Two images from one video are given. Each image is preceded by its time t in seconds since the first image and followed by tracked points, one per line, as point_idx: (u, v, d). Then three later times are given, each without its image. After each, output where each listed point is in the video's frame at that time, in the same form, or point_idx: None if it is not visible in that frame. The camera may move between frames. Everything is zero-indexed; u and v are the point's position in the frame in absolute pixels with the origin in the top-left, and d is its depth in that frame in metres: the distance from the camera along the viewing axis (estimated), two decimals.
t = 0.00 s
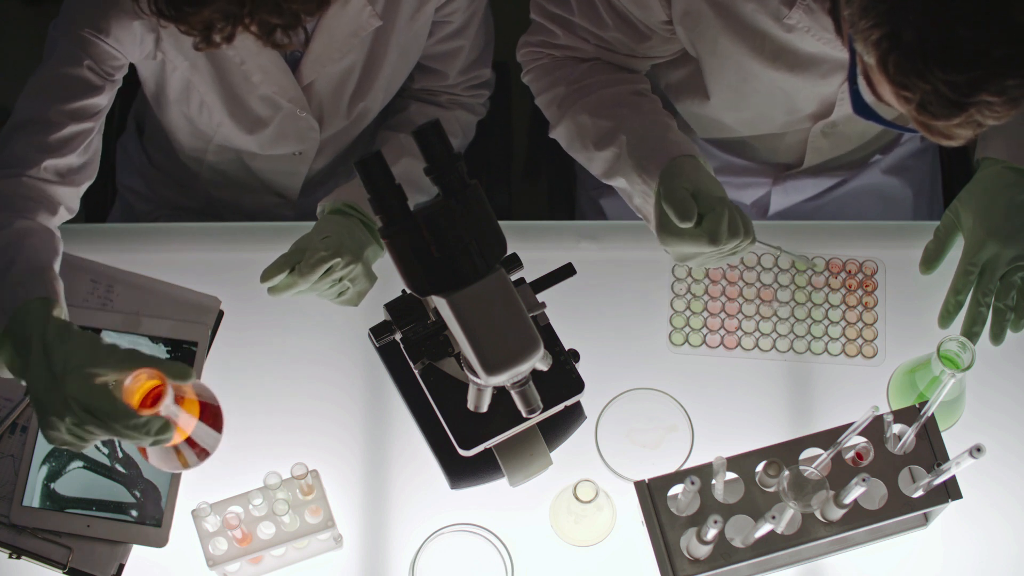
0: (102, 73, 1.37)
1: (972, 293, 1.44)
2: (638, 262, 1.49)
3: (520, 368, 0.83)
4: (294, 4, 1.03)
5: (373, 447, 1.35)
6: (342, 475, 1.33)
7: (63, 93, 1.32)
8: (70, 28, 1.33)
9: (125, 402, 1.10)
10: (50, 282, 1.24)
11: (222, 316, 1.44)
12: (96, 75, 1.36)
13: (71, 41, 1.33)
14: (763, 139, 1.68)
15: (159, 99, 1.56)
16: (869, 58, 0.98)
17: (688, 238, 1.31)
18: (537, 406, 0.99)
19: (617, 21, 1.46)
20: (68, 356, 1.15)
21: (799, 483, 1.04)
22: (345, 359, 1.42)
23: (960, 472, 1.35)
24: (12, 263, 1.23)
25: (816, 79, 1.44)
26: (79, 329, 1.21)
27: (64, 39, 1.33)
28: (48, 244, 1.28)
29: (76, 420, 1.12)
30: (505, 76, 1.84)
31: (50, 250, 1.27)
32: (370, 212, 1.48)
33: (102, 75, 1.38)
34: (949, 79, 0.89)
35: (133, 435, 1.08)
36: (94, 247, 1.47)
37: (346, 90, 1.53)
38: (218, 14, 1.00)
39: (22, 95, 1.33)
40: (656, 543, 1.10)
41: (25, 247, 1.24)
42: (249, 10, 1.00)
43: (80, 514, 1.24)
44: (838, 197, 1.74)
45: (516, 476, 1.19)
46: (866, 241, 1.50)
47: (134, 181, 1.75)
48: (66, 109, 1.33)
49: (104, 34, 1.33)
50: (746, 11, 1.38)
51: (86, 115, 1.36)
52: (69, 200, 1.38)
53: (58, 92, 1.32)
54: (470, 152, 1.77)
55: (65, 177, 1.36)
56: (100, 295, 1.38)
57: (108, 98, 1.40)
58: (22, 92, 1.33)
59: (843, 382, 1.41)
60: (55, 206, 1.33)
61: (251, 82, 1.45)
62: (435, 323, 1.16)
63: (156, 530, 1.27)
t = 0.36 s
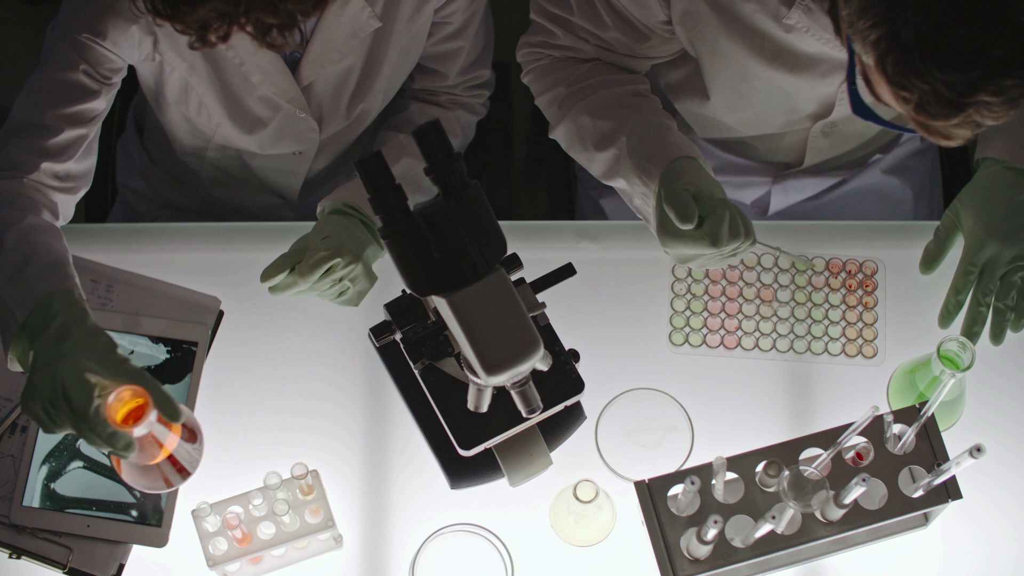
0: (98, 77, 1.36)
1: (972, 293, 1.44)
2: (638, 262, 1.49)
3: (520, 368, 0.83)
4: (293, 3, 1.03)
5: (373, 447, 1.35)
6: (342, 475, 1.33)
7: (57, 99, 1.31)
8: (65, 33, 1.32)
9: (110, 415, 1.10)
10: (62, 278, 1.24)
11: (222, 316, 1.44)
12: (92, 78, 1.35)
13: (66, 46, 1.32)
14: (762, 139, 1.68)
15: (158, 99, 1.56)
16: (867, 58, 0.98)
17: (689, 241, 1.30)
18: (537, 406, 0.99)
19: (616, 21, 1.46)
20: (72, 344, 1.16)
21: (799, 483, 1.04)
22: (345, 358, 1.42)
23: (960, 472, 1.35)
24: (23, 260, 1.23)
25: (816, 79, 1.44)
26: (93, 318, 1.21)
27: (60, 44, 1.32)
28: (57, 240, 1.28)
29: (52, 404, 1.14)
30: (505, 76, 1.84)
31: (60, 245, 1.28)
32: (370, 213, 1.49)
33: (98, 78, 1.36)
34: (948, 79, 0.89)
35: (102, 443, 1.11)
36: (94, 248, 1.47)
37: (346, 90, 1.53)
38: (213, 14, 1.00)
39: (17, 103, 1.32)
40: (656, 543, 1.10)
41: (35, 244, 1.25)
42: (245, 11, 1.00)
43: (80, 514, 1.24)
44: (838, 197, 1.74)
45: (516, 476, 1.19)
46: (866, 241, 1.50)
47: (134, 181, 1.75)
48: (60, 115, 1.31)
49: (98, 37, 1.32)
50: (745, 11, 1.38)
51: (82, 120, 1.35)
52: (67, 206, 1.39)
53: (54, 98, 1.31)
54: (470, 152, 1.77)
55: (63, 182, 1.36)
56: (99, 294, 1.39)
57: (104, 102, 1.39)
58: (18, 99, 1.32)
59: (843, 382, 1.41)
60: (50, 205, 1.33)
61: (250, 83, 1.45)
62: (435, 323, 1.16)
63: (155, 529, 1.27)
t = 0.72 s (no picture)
0: (97, 80, 1.36)
1: (972, 293, 1.44)
2: (638, 262, 1.49)
3: (520, 368, 0.83)
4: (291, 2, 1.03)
5: (373, 446, 1.35)
6: (342, 475, 1.33)
7: (54, 102, 1.31)
8: (65, 36, 1.32)
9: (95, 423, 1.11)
10: (61, 284, 1.23)
11: (222, 316, 1.44)
12: (91, 81, 1.35)
13: (65, 49, 1.32)
14: (762, 139, 1.68)
15: (157, 100, 1.56)
16: (865, 57, 0.98)
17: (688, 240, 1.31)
18: (537, 406, 0.99)
19: (616, 20, 1.46)
20: (65, 350, 1.16)
21: (799, 483, 1.04)
22: (345, 358, 1.42)
23: (960, 473, 1.35)
24: (21, 266, 1.23)
25: (815, 79, 1.44)
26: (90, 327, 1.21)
27: (59, 47, 1.32)
28: (56, 244, 1.28)
29: (39, 407, 1.13)
30: (505, 76, 1.84)
31: (58, 250, 1.28)
32: (370, 212, 1.49)
33: (97, 82, 1.36)
34: (945, 77, 0.89)
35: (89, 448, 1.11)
36: (94, 248, 1.47)
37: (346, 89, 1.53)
38: (211, 15, 1.00)
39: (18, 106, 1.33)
40: (656, 543, 1.10)
41: (36, 248, 1.25)
42: (243, 11, 1.00)
43: (80, 514, 1.24)
44: (838, 197, 1.73)
45: (516, 476, 1.19)
46: (866, 241, 1.50)
47: (134, 182, 1.75)
48: (58, 118, 1.31)
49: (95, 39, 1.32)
50: (745, 10, 1.38)
51: (81, 123, 1.35)
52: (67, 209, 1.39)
53: (52, 101, 1.31)
54: (470, 152, 1.77)
55: (61, 185, 1.36)
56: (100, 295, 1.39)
57: (104, 106, 1.39)
58: (18, 101, 1.33)
59: (843, 382, 1.40)
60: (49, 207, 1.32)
61: (250, 84, 1.45)
62: (435, 323, 1.16)
63: (156, 529, 1.27)
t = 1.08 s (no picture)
0: (92, 85, 1.36)
1: (973, 293, 1.44)
2: (638, 262, 1.49)
3: (520, 368, 0.83)
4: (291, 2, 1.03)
5: (373, 446, 1.35)
6: (342, 475, 1.33)
7: (50, 106, 1.31)
8: (61, 40, 1.32)
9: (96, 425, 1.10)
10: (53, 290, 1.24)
11: (222, 316, 1.44)
12: (87, 86, 1.36)
13: (61, 53, 1.32)
14: (762, 139, 1.68)
15: (157, 102, 1.56)
16: (864, 54, 0.98)
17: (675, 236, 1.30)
18: (537, 406, 0.99)
19: (616, 20, 1.46)
20: (55, 350, 1.16)
21: (799, 483, 1.04)
22: (345, 358, 1.42)
23: (960, 473, 1.35)
24: (12, 265, 1.23)
25: (814, 78, 1.44)
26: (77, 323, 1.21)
27: (56, 51, 1.33)
28: (50, 243, 1.29)
29: (37, 409, 1.13)
30: (504, 76, 1.84)
31: (52, 248, 1.28)
32: (370, 212, 1.49)
33: (92, 86, 1.36)
34: (944, 73, 0.89)
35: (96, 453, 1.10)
36: (94, 249, 1.47)
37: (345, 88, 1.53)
38: (221, 17, 1.00)
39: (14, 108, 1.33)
40: (656, 543, 1.10)
41: (30, 248, 1.25)
42: (253, 11, 1.00)
43: (80, 514, 1.24)
44: (838, 197, 1.73)
45: (516, 476, 1.19)
46: (867, 241, 1.50)
47: (134, 182, 1.75)
48: (54, 122, 1.31)
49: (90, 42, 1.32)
50: (744, 9, 1.38)
51: (77, 128, 1.35)
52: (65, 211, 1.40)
53: (49, 105, 1.31)
54: (470, 152, 1.77)
55: (57, 188, 1.37)
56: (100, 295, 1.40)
57: (100, 110, 1.39)
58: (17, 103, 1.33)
59: (843, 382, 1.40)
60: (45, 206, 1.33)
61: (249, 85, 1.45)
62: (435, 323, 1.16)
63: (155, 529, 1.26)
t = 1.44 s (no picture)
0: (95, 95, 1.37)
1: (973, 293, 1.44)
2: (638, 262, 1.49)
3: (520, 368, 0.83)
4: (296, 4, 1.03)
5: (373, 446, 1.35)
6: (342, 475, 1.33)
7: (52, 120, 1.32)
8: (61, 51, 1.33)
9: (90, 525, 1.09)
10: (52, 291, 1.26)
11: (222, 316, 1.45)
12: (90, 97, 1.36)
13: (60, 64, 1.33)
14: (763, 139, 1.68)
15: (157, 106, 1.56)
16: (866, 56, 0.98)
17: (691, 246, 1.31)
18: (537, 406, 0.99)
19: (622, 26, 1.46)
20: (60, 430, 1.15)
21: (799, 483, 1.04)
22: (345, 358, 1.42)
23: (960, 473, 1.34)
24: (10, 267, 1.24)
25: (816, 80, 1.44)
26: (80, 399, 1.20)
27: (55, 62, 1.33)
28: (55, 284, 1.27)
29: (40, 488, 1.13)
30: (504, 77, 1.84)
31: (57, 290, 1.27)
32: (370, 213, 1.49)
33: (94, 97, 1.37)
34: (946, 75, 0.89)
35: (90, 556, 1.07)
36: (93, 249, 1.47)
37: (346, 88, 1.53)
38: (230, 28, 0.97)
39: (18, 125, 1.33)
40: (656, 543, 1.10)
41: (35, 289, 1.24)
42: (263, 23, 0.97)
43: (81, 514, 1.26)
44: (838, 197, 1.73)
45: (516, 476, 1.19)
46: (867, 241, 1.50)
47: (134, 182, 1.75)
48: (57, 136, 1.32)
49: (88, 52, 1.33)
50: (746, 11, 1.38)
51: (81, 140, 1.36)
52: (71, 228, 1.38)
53: (53, 118, 1.32)
54: (470, 152, 1.77)
55: (64, 203, 1.35)
56: (100, 294, 1.40)
57: (104, 121, 1.40)
58: (20, 118, 1.33)
59: (843, 382, 1.41)
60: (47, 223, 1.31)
61: (249, 90, 1.45)
62: (435, 323, 1.16)
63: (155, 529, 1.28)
